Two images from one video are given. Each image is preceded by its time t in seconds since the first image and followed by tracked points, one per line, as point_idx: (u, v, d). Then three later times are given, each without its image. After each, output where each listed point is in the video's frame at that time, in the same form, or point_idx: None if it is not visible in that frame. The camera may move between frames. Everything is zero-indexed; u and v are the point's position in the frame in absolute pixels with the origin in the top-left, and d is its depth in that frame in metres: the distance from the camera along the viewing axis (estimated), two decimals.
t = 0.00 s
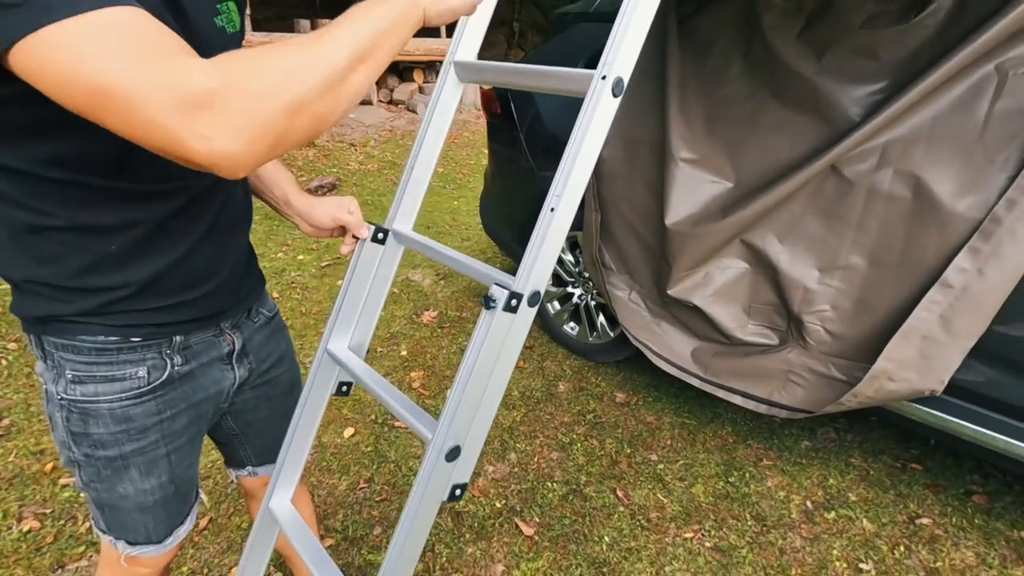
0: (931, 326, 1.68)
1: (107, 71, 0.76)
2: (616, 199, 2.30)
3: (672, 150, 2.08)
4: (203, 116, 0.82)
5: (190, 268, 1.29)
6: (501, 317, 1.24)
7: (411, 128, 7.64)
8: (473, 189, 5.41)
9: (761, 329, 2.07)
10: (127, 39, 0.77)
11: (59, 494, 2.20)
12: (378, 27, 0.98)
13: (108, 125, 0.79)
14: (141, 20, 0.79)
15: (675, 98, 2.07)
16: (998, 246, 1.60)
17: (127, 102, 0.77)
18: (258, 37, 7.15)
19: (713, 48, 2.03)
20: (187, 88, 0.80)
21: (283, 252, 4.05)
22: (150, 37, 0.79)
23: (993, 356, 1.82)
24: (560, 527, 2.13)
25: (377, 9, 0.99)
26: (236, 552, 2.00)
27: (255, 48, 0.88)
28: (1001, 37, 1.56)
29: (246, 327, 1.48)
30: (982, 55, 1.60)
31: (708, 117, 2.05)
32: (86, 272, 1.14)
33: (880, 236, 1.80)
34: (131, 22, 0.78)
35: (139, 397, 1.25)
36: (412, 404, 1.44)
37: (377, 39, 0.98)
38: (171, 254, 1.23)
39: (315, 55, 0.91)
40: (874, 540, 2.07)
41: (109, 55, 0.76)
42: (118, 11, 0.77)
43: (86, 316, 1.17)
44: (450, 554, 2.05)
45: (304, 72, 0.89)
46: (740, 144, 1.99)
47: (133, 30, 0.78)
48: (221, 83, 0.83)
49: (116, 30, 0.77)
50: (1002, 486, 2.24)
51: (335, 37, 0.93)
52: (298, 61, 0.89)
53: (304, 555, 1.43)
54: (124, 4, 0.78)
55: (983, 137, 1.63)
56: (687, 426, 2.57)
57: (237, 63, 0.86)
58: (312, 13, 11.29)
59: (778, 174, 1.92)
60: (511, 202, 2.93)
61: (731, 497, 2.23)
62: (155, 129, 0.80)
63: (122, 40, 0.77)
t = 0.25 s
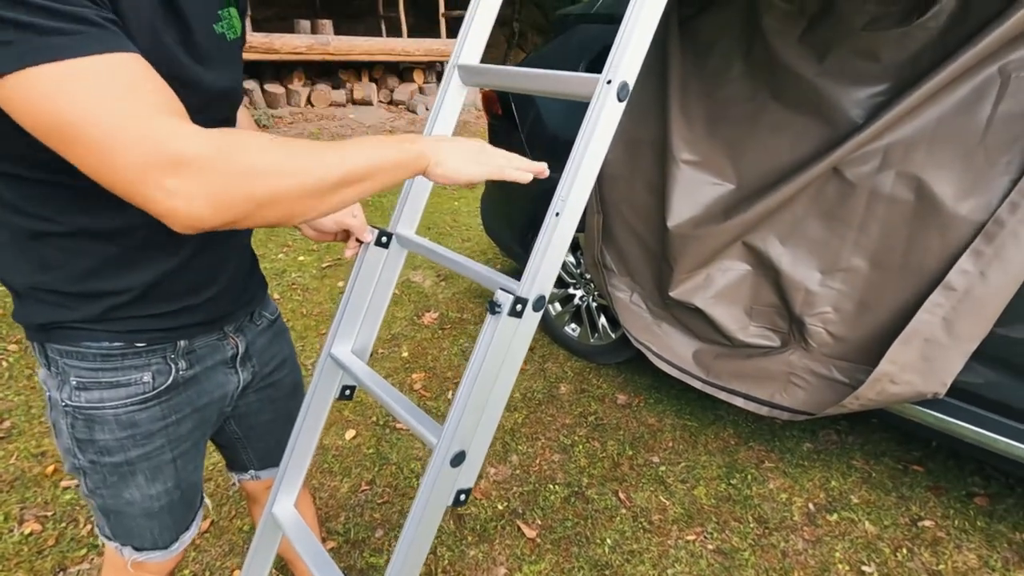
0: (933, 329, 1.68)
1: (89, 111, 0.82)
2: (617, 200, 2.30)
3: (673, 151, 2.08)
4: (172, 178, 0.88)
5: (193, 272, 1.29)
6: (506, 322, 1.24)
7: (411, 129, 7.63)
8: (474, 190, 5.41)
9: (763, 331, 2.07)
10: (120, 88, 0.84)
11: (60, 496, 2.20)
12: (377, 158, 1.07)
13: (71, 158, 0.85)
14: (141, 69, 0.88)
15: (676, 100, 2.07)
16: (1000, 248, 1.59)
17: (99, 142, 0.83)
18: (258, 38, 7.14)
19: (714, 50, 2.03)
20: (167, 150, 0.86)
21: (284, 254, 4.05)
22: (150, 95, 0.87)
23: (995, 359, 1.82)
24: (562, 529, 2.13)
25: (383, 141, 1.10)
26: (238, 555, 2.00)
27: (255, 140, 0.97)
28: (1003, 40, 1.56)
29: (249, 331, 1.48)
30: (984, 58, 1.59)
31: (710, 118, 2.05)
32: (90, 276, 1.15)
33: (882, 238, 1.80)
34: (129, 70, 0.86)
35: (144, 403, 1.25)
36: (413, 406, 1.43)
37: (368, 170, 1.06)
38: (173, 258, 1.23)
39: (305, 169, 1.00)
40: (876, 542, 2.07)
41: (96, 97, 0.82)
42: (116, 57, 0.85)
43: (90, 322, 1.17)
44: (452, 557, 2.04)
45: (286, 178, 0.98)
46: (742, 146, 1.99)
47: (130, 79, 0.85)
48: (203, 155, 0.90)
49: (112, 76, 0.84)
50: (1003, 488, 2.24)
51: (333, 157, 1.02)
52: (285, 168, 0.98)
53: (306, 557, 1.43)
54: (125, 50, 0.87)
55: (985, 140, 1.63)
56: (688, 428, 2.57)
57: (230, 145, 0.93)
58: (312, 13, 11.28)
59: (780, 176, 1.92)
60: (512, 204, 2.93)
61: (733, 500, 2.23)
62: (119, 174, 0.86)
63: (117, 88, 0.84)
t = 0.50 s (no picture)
0: (938, 329, 1.67)
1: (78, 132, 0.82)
2: (620, 200, 2.29)
3: (677, 151, 2.07)
4: (157, 199, 0.89)
5: (197, 275, 1.28)
6: (514, 323, 1.24)
7: (412, 129, 7.63)
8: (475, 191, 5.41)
9: (766, 332, 2.07)
10: (108, 110, 0.84)
11: (62, 497, 2.19)
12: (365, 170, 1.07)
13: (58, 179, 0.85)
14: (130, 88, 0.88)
15: (678, 101, 2.06)
16: (1006, 248, 1.59)
17: (86, 163, 0.84)
18: (258, 38, 7.14)
19: (716, 50, 2.03)
20: (152, 171, 0.87)
21: (285, 254, 4.04)
22: (137, 115, 0.87)
23: (999, 359, 1.81)
24: (565, 530, 2.13)
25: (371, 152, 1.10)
26: (241, 556, 2.00)
27: (241, 157, 0.97)
28: (1006, 40, 1.55)
29: (253, 332, 1.47)
30: (988, 57, 1.59)
31: (712, 118, 2.04)
32: (91, 279, 1.14)
33: (885, 238, 1.79)
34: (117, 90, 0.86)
35: (149, 405, 1.25)
36: (419, 407, 1.43)
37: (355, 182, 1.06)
38: (177, 260, 1.23)
39: (290, 183, 1.00)
40: (880, 543, 2.06)
41: (83, 119, 0.83)
42: (106, 75, 0.85)
43: (93, 324, 1.17)
44: (455, 558, 2.04)
45: (272, 193, 0.98)
46: (744, 146, 1.99)
47: (118, 99, 0.86)
48: (188, 175, 0.90)
49: (100, 97, 0.84)
50: (1007, 489, 2.24)
51: (320, 171, 1.03)
52: (271, 184, 0.98)
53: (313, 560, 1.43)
54: (117, 69, 0.87)
55: (990, 140, 1.62)
56: (691, 428, 2.56)
57: (215, 164, 0.94)
58: (312, 13, 11.27)
59: (784, 176, 1.92)
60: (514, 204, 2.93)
61: (737, 500, 2.23)
62: (105, 195, 0.86)
63: (104, 108, 0.84)
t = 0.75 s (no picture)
0: (943, 330, 1.67)
1: (43, 176, 0.85)
2: (621, 200, 2.29)
3: (679, 152, 2.06)
4: (105, 247, 0.92)
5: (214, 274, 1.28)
6: (520, 326, 1.24)
7: (412, 130, 7.62)
8: (476, 191, 5.40)
9: (769, 332, 2.06)
10: (77, 159, 0.86)
11: (63, 500, 2.18)
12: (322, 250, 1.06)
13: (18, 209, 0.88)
14: (110, 135, 0.90)
15: (681, 101, 2.06)
16: (1011, 248, 1.58)
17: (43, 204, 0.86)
18: (258, 39, 7.13)
19: (718, 51, 2.02)
20: (103, 224, 0.89)
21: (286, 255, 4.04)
22: (103, 168, 0.89)
23: (1003, 359, 1.81)
24: (569, 532, 2.12)
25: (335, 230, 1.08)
26: (243, 558, 1.99)
27: (201, 220, 0.98)
28: (1011, 41, 1.55)
29: (268, 330, 1.46)
30: (992, 58, 1.58)
31: (715, 119, 2.04)
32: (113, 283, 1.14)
33: (890, 238, 1.79)
34: (93, 139, 0.88)
35: (172, 407, 1.24)
36: (423, 410, 1.43)
37: (306, 263, 1.05)
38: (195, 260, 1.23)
39: (237, 259, 1.00)
40: (884, 544, 2.06)
41: (50, 164, 0.85)
42: (88, 121, 0.87)
43: (116, 329, 1.17)
44: (459, 560, 2.03)
45: (218, 265, 0.99)
46: (748, 146, 1.98)
47: (90, 149, 0.87)
48: (142, 234, 0.92)
49: (72, 146, 0.86)
50: (1011, 489, 2.23)
51: (272, 246, 1.02)
52: (220, 255, 0.99)
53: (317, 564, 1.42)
54: (102, 110, 0.89)
55: (994, 140, 1.62)
56: (694, 429, 2.56)
57: (173, 224, 0.95)
58: (312, 14, 11.27)
59: (787, 177, 1.91)
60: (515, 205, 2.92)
61: (740, 502, 2.22)
62: (57, 234, 0.90)
63: (74, 156, 0.86)
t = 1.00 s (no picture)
0: (944, 330, 1.67)
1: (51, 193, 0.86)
2: (622, 201, 2.28)
3: (679, 152, 2.06)
4: (114, 262, 0.93)
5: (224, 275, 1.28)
6: (524, 328, 1.24)
7: (412, 130, 7.62)
8: (476, 192, 5.40)
9: (770, 332, 2.06)
10: (84, 176, 0.87)
11: (64, 502, 2.18)
12: (329, 259, 1.08)
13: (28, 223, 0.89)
14: (116, 151, 0.90)
15: (681, 102, 2.06)
16: (1013, 248, 1.58)
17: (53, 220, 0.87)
18: (257, 40, 7.13)
19: (719, 51, 2.02)
20: (113, 239, 0.91)
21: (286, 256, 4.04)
22: (111, 184, 0.89)
23: (1004, 359, 1.81)
24: (570, 532, 2.12)
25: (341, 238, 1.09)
26: (245, 560, 1.98)
27: (208, 232, 0.99)
28: (1012, 41, 1.55)
29: (277, 329, 1.46)
30: (993, 58, 1.58)
31: (716, 120, 2.04)
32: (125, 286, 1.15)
33: (891, 239, 1.79)
34: (98, 156, 0.88)
35: (187, 406, 1.24)
36: (425, 411, 1.42)
37: (313, 272, 1.07)
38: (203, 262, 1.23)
39: (246, 268, 1.02)
40: (886, 544, 2.06)
41: (58, 181, 0.86)
42: (92, 139, 0.87)
43: (130, 330, 1.17)
44: (460, 562, 2.03)
45: (227, 276, 1.01)
46: (748, 146, 1.98)
47: (96, 165, 0.88)
48: (151, 249, 0.94)
49: (79, 164, 0.87)
50: (1012, 489, 2.23)
51: (280, 257, 1.04)
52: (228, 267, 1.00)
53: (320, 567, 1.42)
54: (104, 130, 0.89)
55: (996, 140, 1.62)
56: (695, 430, 2.56)
57: (180, 238, 0.96)
58: (311, 15, 11.27)
59: (788, 177, 1.91)
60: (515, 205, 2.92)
61: (742, 502, 2.22)
62: (67, 248, 0.91)
63: (82, 172, 0.87)
